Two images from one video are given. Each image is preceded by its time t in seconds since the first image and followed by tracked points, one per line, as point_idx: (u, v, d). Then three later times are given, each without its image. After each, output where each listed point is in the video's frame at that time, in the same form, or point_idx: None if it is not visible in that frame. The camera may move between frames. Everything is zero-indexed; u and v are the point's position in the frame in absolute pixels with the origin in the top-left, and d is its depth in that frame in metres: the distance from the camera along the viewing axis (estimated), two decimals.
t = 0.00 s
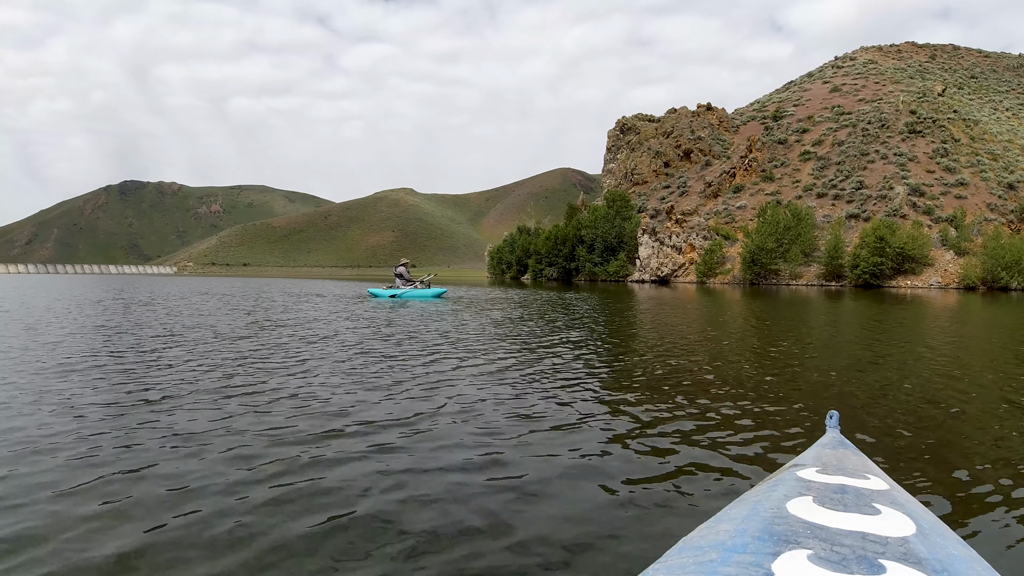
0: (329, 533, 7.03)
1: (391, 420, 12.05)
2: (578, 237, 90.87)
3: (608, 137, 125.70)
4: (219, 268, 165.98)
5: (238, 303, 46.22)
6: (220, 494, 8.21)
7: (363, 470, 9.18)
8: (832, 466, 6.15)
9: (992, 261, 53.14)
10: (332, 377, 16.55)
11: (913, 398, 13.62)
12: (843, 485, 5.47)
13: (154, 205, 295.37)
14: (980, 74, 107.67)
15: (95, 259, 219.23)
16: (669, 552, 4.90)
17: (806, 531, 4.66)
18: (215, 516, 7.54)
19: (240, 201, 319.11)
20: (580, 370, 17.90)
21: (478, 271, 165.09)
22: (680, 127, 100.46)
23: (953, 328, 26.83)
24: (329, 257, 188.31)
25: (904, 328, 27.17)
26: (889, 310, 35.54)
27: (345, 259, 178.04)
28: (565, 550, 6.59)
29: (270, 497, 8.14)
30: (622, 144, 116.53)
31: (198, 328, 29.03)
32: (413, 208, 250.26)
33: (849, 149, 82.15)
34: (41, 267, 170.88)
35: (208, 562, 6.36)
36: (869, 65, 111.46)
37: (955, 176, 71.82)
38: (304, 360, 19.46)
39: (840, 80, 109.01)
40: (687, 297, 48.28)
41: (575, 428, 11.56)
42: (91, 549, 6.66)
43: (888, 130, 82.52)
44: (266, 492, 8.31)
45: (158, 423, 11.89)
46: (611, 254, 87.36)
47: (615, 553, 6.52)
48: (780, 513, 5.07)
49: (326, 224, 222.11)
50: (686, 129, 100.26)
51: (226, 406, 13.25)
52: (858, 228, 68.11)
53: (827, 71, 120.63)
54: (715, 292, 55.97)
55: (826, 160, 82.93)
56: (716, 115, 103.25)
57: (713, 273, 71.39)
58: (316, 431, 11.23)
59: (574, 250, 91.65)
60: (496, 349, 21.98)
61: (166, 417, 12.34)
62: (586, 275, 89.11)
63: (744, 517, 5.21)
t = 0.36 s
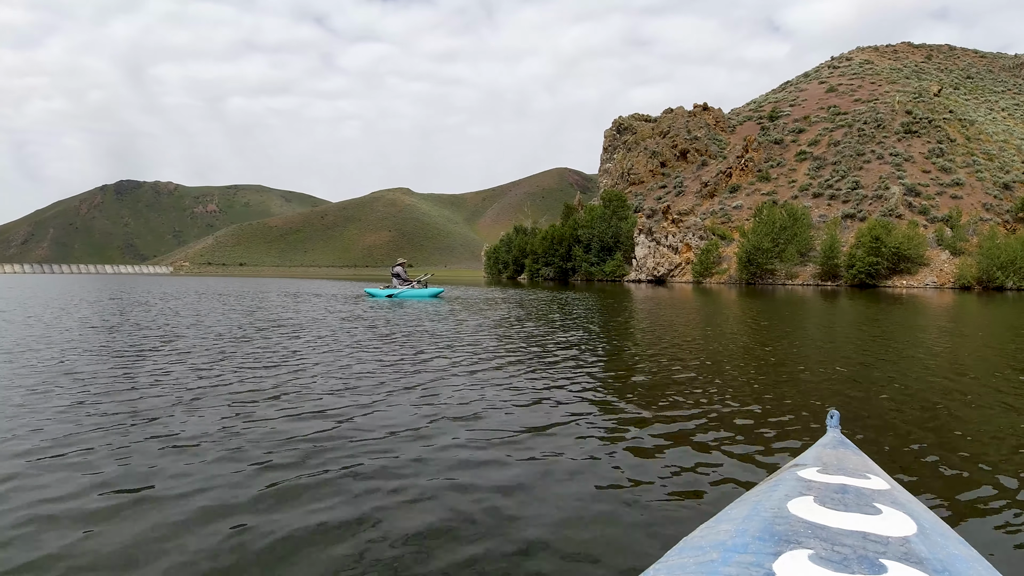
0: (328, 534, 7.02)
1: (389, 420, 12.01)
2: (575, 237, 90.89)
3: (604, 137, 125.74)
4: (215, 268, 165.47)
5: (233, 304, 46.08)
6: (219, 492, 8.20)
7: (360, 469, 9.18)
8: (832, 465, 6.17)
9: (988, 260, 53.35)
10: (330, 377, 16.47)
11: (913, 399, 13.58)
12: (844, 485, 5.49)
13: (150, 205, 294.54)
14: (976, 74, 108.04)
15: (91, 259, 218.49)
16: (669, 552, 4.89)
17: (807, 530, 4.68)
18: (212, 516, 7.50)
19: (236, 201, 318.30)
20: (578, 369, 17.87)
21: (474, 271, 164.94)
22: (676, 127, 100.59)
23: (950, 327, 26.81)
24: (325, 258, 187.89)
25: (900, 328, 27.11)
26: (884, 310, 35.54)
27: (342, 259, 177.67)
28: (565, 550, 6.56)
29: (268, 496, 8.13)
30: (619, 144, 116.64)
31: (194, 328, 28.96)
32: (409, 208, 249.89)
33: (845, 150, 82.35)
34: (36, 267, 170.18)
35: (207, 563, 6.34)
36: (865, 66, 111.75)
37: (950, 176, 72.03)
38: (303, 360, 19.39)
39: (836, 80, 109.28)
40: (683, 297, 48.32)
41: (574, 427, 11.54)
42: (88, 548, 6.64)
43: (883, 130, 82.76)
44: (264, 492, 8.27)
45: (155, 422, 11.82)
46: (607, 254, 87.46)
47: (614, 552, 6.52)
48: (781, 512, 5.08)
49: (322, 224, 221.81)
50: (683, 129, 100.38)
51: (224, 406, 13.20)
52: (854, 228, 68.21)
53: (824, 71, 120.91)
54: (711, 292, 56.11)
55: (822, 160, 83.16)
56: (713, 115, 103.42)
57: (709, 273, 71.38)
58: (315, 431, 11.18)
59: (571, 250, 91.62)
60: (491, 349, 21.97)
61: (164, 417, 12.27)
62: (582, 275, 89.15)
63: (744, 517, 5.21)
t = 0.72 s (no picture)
0: (329, 533, 7.04)
1: (387, 419, 11.99)
2: (571, 236, 90.96)
3: (601, 136, 125.79)
4: (211, 267, 164.99)
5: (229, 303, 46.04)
6: (217, 493, 8.18)
7: (358, 468, 9.16)
8: (832, 465, 6.18)
9: (983, 259, 53.57)
10: (327, 377, 16.38)
11: (914, 399, 13.46)
12: (844, 484, 5.50)
13: (146, 204, 293.98)
14: (972, 74, 108.33)
15: (87, 259, 218.13)
16: (670, 552, 4.89)
17: (807, 530, 4.68)
18: (210, 516, 7.49)
19: (232, 200, 317.42)
20: (575, 369, 17.79)
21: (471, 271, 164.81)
22: (673, 127, 100.65)
23: (947, 327, 26.73)
24: (321, 257, 187.55)
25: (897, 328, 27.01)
26: (880, 309, 35.50)
27: (338, 259, 177.22)
28: (566, 549, 6.57)
29: (266, 496, 8.12)
30: (615, 144, 116.75)
31: (189, 327, 28.95)
32: (406, 207, 249.60)
33: (841, 149, 82.50)
34: (31, 267, 169.29)
35: (205, 563, 6.33)
36: (861, 65, 111.98)
37: (946, 175, 72.20)
38: (300, 360, 19.32)
39: (832, 80, 109.48)
40: (680, 296, 48.14)
41: (573, 427, 11.52)
42: (87, 548, 6.62)
43: (880, 129, 82.95)
44: (262, 491, 8.26)
45: (150, 423, 11.77)
46: (604, 253, 87.64)
47: (613, 549, 6.55)
48: (781, 512, 5.09)
49: (319, 223, 221.52)
50: (679, 129, 100.42)
51: (220, 406, 13.12)
52: (850, 227, 68.31)
53: (820, 71, 121.12)
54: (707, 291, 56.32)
55: (818, 160, 83.29)
56: (709, 114, 103.51)
57: (706, 272, 71.43)
58: (310, 431, 11.12)
59: (567, 249, 91.52)
60: (488, 349, 21.88)
61: (160, 417, 12.21)
62: (579, 275, 89.16)
63: (745, 517, 5.22)
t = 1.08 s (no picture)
0: (329, 532, 7.04)
1: (385, 420, 11.97)
2: (568, 236, 91.06)
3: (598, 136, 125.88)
4: (207, 267, 164.73)
5: (225, 303, 46.08)
6: (218, 492, 8.19)
7: (357, 469, 9.16)
8: (832, 464, 6.21)
9: (979, 259, 53.79)
10: (324, 377, 16.35)
11: (912, 399, 13.45)
12: (844, 484, 5.52)
13: (143, 204, 293.52)
14: (968, 74, 108.67)
15: (84, 259, 218.01)
16: (671, 550, 4.92)
17: (808, 529, 4.70)
18: (210, 515, 7.49)
19: (229, 200, 316.85)
20: (573, 369, 17.76)
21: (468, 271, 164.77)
22: (669, 127, 100.79)
23: (944, 327, 26.69)
24: (318, 257, 187.30)
25: (893, 327, 26.97)
26: (876, 309, 35.47)
27: (335, 258, 176.98)
28: (565, 548, 6.59)
29: (267, 496, 8.13)
30: (612, 143, 116.85)
31: (185, 327, 28.95)
32: (403, 207, 249.38)
33: (837, 149, 82.70)
34: (26, 267, 168.75)
35: (206, 562, 6.35)
36: (857, 66, 112.26)
37: (942, 176, 72.39)
38: (296, 360, 19.27)
39: (829, 80, 109.73)
40: (676, 296, 48.16)
41: (571, 427, 11.52)
42: (88, 547, 6.63)
43: (876, 129, 83.19)
44: (261, 491, 8.25)
45: (146, 423, 11.73)
46: (601, 253, 87.85)
47: (611, 549, 6.56)
48: (782, 511, 5.11)
49: (316, 223, 221.44)
50: (676, 129, 100.54)
51: (217, 406, 13.09)
52: (846, 226, 68.45)
53: (817, 71, 121.35)
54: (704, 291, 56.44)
55: (814, 159, 83.47)
56: (706, 114, 103.65)
57: (702, 271, 71.66)
58: (306, 432, 11.08)
59: (564, 249, 91.51)
60: (485, 349, 21.83)
61: (155, 417, 12.17)
62: (575, 275, 89.23)
63: (746, 516, 5.23)
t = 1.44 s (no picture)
0: (327, 533, 7.02)
1: (382, 419, 11.94)
2: (564, 236, 91.14)
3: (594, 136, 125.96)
4: (204, 267, 164.29)
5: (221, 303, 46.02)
6: (217, 492, 8.19)
7: (355, 468, 9.14)
8: (832, 464, 6.21)
9: (975, 259, 53.94)
10: (323, 377, 16.33)
11: (908, 399, 13.45)
12: (844, 483, 5.52)
13: (139, 205, 292.90)
14: (964, 74, 109.02)
15: (80, 260, 217.52)
16: (670, 550, 4.91)
17: (807, 529, 4.70)
18: (207, 516, 7.48)
19: (226, 200, 316.15)
20: (571, 369, 17.75)
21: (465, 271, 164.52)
22: (666, 127, 100.98)
23: (940, 327, 26.66)
24: (315, 257, 186.97)
25: (890, 327, 26.96)
26: (872, 309, 35.38)
27: (331, 258, 176.74)
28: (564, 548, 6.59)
29: (264, 496, 8.14)
30: (608, 144, 117.02)
31: (182, 327, 28.90)
32: (400, 207, 249.11)
33: (833, 149, 82.91)
34: (23, 267, 168.22)
35: (205, 563, 6.34)
36: (854, 66, 112.60)
37: (938, 175, 72.59)
38: (293, 360, 19.19)
39: (825, 80, 110.01)
40: (672, 296, 48.22)
41: (568, 427, 11.48)
42: (87, 547, 6.65)
43: (872, 129, 83.47)
44: (259, 491, 8.23)
45: (140, 424, 11.65)
46: (597, 253, 87.92)
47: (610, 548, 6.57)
48: (782, 510, 5.10)
49: (312, 223, 221.18)
50: (672, 129, 100.67)
51: (218, 406, 13.07)
52: (842, 226, 68.59)
53: (813, 71, 121.62)
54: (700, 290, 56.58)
55: (810, 159, 83.65)
56: (702, 114, 103.75)
57: (698, 272, 71.80)
58: (301, 432, 11.02)
59: (560, 249, 91.53)
60: (484, 349, 21.80)
61: (149, 418, 12.09)
62: (572, 274, 89.36)
63: (745, 515, 5.23)
